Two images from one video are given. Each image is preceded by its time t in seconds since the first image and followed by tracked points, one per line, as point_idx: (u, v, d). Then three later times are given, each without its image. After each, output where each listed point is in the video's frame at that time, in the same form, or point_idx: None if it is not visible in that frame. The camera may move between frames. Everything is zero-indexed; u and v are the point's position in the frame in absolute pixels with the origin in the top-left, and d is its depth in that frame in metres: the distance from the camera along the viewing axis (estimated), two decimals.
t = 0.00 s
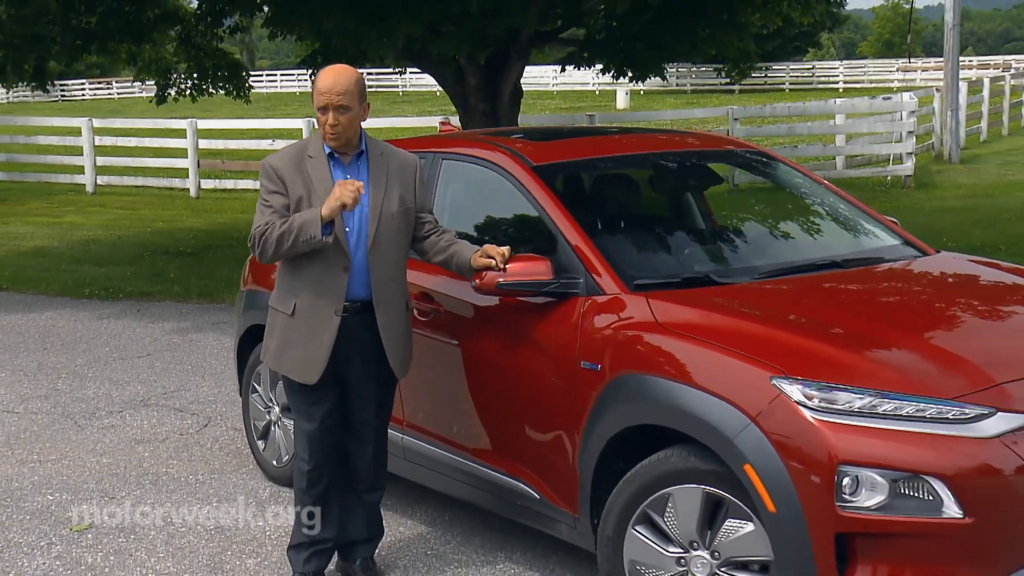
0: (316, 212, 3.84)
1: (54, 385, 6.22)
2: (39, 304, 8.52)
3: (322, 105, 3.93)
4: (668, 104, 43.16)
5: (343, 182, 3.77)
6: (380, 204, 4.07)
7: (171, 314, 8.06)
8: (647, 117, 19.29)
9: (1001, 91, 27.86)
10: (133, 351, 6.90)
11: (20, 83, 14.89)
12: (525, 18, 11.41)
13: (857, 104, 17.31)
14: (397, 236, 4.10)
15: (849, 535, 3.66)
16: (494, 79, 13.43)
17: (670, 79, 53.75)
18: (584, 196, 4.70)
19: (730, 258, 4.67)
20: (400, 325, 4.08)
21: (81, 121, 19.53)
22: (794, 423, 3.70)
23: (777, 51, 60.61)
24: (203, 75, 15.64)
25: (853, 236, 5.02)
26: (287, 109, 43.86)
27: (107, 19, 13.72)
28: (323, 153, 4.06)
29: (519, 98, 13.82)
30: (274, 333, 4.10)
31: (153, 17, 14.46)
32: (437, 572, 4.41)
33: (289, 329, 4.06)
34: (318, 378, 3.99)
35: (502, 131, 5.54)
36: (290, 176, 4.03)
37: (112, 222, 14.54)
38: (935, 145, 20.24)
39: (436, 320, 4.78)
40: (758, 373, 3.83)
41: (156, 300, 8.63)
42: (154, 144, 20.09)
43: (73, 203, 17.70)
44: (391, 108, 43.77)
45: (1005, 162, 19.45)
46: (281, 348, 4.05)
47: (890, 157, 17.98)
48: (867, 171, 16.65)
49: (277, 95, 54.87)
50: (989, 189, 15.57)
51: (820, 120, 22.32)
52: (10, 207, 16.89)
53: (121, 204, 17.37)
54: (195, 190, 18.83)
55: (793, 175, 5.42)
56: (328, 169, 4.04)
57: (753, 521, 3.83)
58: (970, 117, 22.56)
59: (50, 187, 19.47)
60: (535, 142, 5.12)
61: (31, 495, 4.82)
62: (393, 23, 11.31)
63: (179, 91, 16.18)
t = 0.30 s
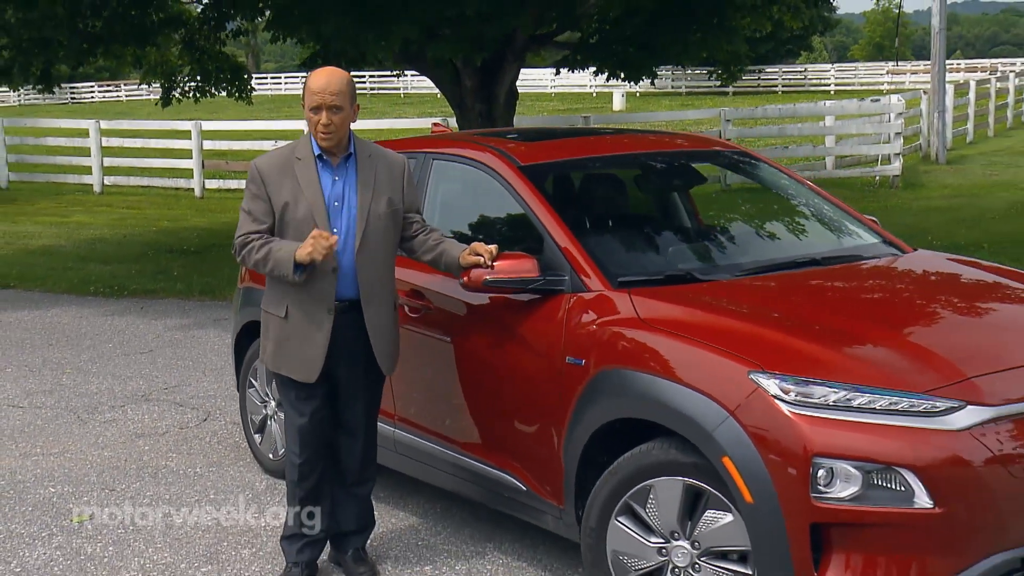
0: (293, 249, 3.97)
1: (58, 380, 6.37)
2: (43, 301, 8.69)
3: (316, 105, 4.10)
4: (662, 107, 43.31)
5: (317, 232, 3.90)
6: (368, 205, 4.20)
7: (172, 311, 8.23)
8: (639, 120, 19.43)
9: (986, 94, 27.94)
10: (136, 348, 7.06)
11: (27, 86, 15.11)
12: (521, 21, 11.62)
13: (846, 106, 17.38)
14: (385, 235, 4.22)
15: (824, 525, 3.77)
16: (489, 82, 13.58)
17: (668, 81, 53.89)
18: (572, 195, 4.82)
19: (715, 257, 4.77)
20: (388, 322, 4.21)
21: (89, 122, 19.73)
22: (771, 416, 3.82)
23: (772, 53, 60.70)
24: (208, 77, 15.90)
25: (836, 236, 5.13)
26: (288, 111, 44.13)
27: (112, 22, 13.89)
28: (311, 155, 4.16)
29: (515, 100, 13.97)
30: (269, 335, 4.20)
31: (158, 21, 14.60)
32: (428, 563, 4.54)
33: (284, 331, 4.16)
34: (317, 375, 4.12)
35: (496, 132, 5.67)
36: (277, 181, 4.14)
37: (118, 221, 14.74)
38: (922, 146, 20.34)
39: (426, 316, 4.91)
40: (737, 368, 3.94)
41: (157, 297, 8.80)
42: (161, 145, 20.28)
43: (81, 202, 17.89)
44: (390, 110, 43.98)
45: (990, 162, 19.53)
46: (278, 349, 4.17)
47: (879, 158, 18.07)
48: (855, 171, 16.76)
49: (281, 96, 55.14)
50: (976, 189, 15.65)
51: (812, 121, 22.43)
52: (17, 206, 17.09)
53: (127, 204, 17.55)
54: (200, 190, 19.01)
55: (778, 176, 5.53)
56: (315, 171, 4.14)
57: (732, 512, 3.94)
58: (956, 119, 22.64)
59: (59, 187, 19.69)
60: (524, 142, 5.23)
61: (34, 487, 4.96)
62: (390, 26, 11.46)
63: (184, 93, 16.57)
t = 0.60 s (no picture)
0: (266, 261, 4.08)
1: (62, 376, 6.52)
2: (46, 298, 8.84)
3: (320, 105, 4.19)
4: (657, 108, 43.40)
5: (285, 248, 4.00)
6: (352, 202, 4.30)
7: (173, 308, 8.37)
8: (632, 121, 19.52)
9: (974, 96, 27.97)
10: (138, 344, 7.20)
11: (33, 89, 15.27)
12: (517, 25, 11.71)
13: (837, 107, 17.43)
14: (369, 232, 4.33)
15: (801, 517, 3.86)
16: (486, 84, 13.67)
17: (664, 83, 53.97)
18: (561, 195, 4.92)
19: (703, 256, 4.88)
20: (375, 316, 4.31)
21: (96, 123, 19.90)
22: (751, 410, 3.91)
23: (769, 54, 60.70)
24: (211, 79, 16.05)
25: (821, 236, 5.22)
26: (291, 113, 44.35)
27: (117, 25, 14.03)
28: (294, 153, 4.26)
29: (512, 101, 14.06)
30: (258, 333, 4.30)
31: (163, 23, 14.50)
32: (418, 555, 4.65)
33: (273, 329, 4.26)
34: (305, 372, 4.22)
35: (489, 132, 5.78)
36: (260, 180, 4.23)
37: (124, 220, 14.91)
38: (911, 146, 20.40)
39: (415, 313, 5.02)
40: (718, 364, 4.04)
41: (157, 295, 8.95)
42: (167, 146, 20.45)
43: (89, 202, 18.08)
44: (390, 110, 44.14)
45: (977, 162, 19.61)
46: (267, 348, 4.28)
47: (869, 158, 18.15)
48: (845, 171, 16.81)
49: (285, 98, 55.35)
50: (964, 189, 15.70)
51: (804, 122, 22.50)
52: (25, 206, 17.27)
53: (133, 203, 17.73)
54: (203, 190, 19.18)
55: (765, 177, 5.63)
56: (299, 170, 4.24)
57: (712, 504, 4.03)
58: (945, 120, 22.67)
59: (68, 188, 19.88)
60: (514, 143, 5.33)
61: (36, 480, 5.10)
62: (389, 30, 11.58)
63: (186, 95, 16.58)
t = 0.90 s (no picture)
0: (261, 259, 4.19)
1: (66, 370, 6.65)
2: (49, 295, 8.98)
3: (324, 112, 4.28)
4: (654, 108, 43.38)
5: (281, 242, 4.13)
6: (343, 199, 4.42)
7: (174, 304, 8.50)
8: (628, 120, 19.61)
9: (963, 96, 27.98)
10: (141, 339, 7.33)
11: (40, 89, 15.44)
12: (512, 28, 11.77)
13: (829, 107, 17.48)
14: (359, 228, 4.46)
15: (781, 507, 3.96)
16: (484, 84, 13.75)
17: (661, 83, 53.98)
18: (551, 193, 5.01)
19: (692, 253, 4.97)
20: (366, 311, 4.44)
21: (103, 123, 20.07)
22: (732, 403, 4.00)
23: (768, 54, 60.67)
24: (215, 80, 16.16)
25: (809, 234, 5.31)
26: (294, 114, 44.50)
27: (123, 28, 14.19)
28: (286, 153, 4.36)
29: (509, 101, 14.14)
30: (252, 331, 4.40)
31: (168, 25, 14.76)
32: (411, 545, 4.77)
33: (267, 325, 4.37)
34: (301, 367, 4.33)
35: (483, 131, 5.88)
36: (253, 180, 4.34)
37: (130, 218, 15.06)
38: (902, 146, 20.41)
39: (407, 308, 5.11)
40: (700, 358, 4.13)
41: (157, 291, 9.09)
42: (174, 145, 20.61)
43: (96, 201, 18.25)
44: (392, 111, 44.26)
45: (968, 161, 19.59)
46: (261, 346, 4.37)
47: (860, 157, 18.19)
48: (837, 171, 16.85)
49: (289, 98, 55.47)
50: (954, 187, 15.73)
51: (797, 122, 22.52)
52: (33, 205, 17.43)
53: (139, 202, 17.87)
54: (209, 188, 19.34)
55: (753, 177, 5.72)
56: (291, 169, 4.35)
57: (696, 495, 4.13)
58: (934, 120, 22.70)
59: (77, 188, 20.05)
60: (505, 143, 5.41)
61: (39, 471, 5.23)
62: (388, 31, 11.69)
63: (190, 95, 16.76)
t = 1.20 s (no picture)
0: (255, 254, 4.29)
1: (71, 364, 6.78)
2: (51, 291, 9.11)
3: (299, 99, 4.42)
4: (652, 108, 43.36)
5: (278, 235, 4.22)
6: (333, 197, 4.53)
7: (177, 300, 8.63)
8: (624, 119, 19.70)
9: (952, 96, 27.98)
10: (144, 334, 7.46)
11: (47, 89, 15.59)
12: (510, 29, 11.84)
13: (821, 105, 17.55)
14: (349, 226, 4.57)
15: (763, 498, 4.03)
16: (482, 84, 13.84)
17: (658, 82, 53.94)
18: (542, 191, 5.11)
19: (681, 250, 5.06)
20: (356, 306, 4.55)
21: (110, 123, 20.21)
22: (715, 395, 4.07)
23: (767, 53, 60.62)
24: (218, 79, 15.88)
25: (797, 232, 5.40)
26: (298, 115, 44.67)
27: (128, 28, 14.34)
28: (277, 151, 4.48)
29: (507, 101, 14.21)
30: (244, 325, 4.49)
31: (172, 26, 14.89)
32: (404, 536, 4.88)
33: (259, 320, 4.46)
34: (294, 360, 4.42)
35: (477, 130, 5.99)
36: (244, 177, 4.45)
37: (136, 216, 15.19)
38: (893, 145, 20.41)
39: (400, 304, 5.21)
40: (684, 352, 4.21)
41: (159, 287, 9.21)
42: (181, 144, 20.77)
43: (102, 198, 18.39)
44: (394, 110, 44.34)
45: (958, 160, 19.57)
46: (254, 340, 4.46)
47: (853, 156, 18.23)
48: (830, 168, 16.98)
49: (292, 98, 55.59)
50: (945, 185, 15.75)
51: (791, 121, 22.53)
52: (41, 203, 17.58)
53: (145, 200, 18.01)
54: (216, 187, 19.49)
55: (742, 176, 5.80)
56: (282, 167, 4.46)
57: (680, 486, 4.21)
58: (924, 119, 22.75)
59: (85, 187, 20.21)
60: (497, 141, 5.50)
61: (42, 463, 5.35)
62: (387, 31, 11.78)
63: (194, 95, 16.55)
